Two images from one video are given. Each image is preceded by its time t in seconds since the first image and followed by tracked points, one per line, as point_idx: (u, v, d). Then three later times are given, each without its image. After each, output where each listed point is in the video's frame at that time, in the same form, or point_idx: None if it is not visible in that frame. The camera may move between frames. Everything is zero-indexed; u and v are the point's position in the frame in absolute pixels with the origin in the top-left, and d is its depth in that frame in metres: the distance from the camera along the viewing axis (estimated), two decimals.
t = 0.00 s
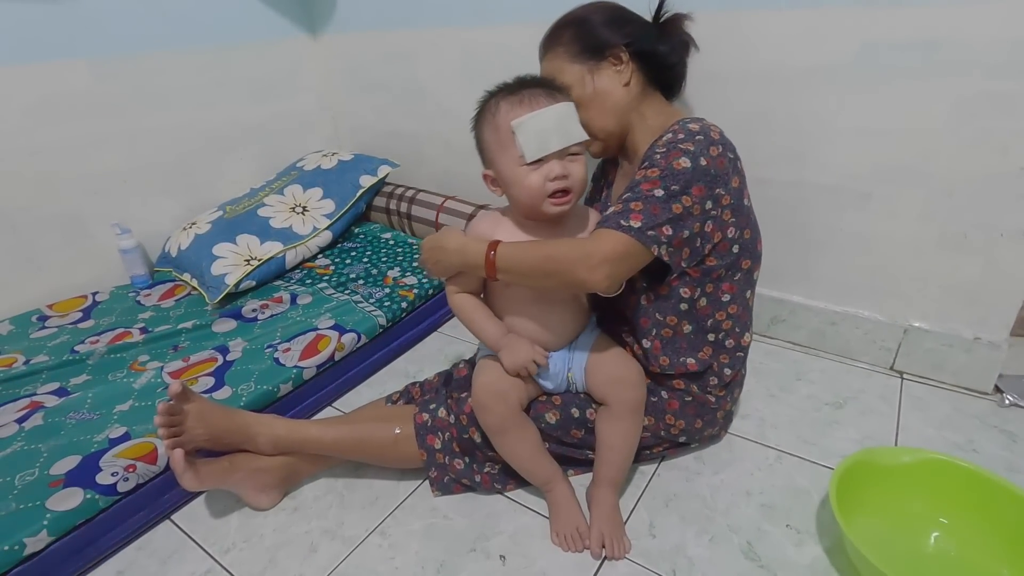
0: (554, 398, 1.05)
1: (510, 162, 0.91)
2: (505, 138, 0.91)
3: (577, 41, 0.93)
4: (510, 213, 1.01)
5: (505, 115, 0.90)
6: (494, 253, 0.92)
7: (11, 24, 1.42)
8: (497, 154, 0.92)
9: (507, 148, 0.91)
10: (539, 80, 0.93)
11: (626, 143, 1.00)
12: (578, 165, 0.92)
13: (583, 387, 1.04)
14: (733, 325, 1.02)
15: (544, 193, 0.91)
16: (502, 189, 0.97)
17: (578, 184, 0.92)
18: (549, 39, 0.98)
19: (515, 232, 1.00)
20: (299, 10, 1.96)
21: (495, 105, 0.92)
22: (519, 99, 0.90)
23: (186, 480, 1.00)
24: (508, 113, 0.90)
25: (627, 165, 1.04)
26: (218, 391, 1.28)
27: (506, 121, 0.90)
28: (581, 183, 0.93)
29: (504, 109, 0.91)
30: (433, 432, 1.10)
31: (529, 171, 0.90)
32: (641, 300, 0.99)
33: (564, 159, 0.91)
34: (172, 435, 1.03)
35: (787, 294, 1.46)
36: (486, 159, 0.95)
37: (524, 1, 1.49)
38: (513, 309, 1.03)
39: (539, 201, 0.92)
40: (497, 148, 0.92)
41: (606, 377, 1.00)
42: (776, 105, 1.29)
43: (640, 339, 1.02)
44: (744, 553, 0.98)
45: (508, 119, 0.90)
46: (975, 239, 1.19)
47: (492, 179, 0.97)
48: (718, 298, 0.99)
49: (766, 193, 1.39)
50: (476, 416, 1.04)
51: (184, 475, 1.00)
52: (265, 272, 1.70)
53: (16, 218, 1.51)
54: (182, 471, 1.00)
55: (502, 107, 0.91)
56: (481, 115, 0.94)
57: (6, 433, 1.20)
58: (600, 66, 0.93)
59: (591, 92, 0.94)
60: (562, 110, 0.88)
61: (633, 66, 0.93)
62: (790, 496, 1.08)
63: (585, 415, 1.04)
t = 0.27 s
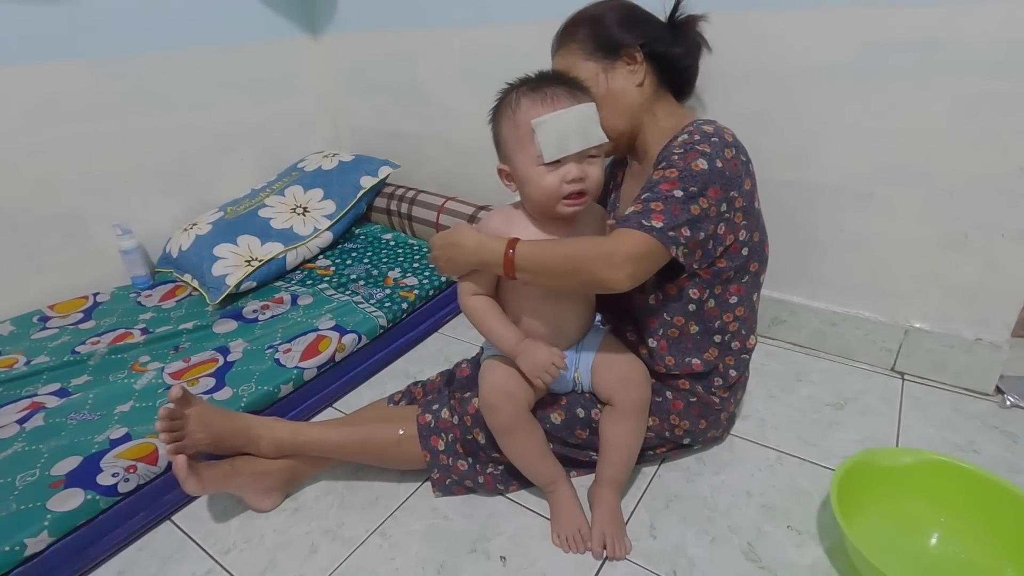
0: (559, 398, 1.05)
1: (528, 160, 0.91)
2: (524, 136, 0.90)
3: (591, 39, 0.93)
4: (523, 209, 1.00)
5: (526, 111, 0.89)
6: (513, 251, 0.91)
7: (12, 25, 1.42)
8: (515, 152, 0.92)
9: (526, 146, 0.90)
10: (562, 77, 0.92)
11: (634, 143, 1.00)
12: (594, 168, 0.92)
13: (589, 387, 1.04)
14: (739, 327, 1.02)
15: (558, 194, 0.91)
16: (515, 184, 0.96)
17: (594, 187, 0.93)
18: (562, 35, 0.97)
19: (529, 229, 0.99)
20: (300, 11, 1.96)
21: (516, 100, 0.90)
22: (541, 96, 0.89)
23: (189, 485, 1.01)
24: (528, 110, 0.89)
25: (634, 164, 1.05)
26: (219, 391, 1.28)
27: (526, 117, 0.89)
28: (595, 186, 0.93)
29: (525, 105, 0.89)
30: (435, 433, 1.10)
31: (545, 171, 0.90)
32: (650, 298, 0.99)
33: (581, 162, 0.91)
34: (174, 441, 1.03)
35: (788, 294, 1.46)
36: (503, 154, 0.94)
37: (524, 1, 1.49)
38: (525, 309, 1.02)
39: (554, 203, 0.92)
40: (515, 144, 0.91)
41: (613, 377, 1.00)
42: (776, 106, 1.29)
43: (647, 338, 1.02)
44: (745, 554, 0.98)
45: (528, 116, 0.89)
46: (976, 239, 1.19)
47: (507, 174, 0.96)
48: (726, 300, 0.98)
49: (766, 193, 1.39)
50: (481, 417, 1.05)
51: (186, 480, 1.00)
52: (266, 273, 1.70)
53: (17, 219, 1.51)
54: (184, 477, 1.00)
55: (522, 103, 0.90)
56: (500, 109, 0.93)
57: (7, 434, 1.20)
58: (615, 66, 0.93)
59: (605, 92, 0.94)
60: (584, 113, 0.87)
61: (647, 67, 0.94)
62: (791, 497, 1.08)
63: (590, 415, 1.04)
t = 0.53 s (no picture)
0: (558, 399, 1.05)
1: (545, 172, 0.89)
2: (545, 147, 0.88)
3: (588, 38, 0.93)
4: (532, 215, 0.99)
5: (551, 120, 0.87)
6: (515, 259, 0.90)
7: (14, 28, 1.42)
8: (533, 160, 0.90)
9: (546, 158, 0.89)
10: (591, 87, 0.89)
11: (627, 143, 1.00)
12: (611, 188, 0.91)
13: (587, 389, 1.03)
14: (738, 326, 1.02)
15: (571, 211, 0.91)
16: (526, 190, 0.95)
17: (607, 205, 0.93)
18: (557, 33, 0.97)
19: (534, 234, 0.99)
20: (301, 13, 1.96)
21: (541, 107, 0.88)
22: (569, 108, 0.87)
23: (189, 485, 1.01)
24: (554, 119, 0.87)
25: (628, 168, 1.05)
26: (219, 393, 1.28)
27: (551, 128, 0.87)
28: (608, 206, 0.93)
29: (551, 114, 0.87)
30: (435, 434, 1.10)
31: (563, 187, 0.89)
32: (649, 301, 0.99)
33: (600, 181, 0.90)
34: (175, 441, 1.03)
35: (788, 295, 1.46)
36: (519, 158, 0.92)
37: (525, 3, 1.50)
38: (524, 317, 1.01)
39: (566, 217, 0.92)
40: (534, 152, 0.89)
41: (611, 378, 1.00)
42: (776, 107, 1.29)
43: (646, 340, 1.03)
44: (746, 556, 0.98)
45: (553, 126, 0.87)
46: (977, 240, 1.19)
47: (518, 178, 0.95)
48: (725, 299, 0.98)
49: (767, 194, 1.39)
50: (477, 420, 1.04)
51: (186, 480, 1.00)
52: (266, 275, 1.70)
53: (18, 221, 1.51)
54: (184, 476, 1.00)
55: (548, 113, 0.87)
56: (521, 108, 0.90)
57: (8, 436, 1.20)
58: (611, 66, 0.93)
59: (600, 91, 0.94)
60: (610, 132, 0.87)
61: (642, 68, 0.94)
62: (792, 498, 1.08)
63: (589, 416, 1.04)
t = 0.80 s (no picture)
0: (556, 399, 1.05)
1: (544, 177, 0.89)
2: (549, 151, 0.88)
3: (599, 23, 0.91)
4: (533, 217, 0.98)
5: (558, 126, 0.86)
6: (518, 252, 0.88)
7: (13, 30, 1.42)
8: (536, 162, 0.89)
9: (548, 162, 0.88)
10: (610, 97, 0.87)
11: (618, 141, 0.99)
12: (608, 207, 0.90)
13: (585, 389, 1.03)
14: (739, 327, 1.02)
15: (563, 221, 0.91)
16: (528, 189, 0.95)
17: (600, 224, 0.92)
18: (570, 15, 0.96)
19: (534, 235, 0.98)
20: (300, 14, 1.96)
21: (553, 109, 0.87)
22: (581, 118, 0.86)
23: (185, 487, 1.01)
24: (562, 126, 0.86)
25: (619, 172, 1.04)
26: (218, 394, 1.28)
27: (557, 134, 0.86)
28: (603, 224, 0.92)
29: (560, 120, 0.86)
30: (435, 434, 1.10)
31: (558, 197, 0.89)
32: (650, 307, 0.99)
33: (597, 198, 0.89)
34: (176, 440, 1.03)
35: (788, 294, 1.46)
36: (525, 156, 0.92)
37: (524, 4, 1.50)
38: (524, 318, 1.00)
39: (558, 225, 0.92)
40: (539, 154, 0.89)
41: (609, 378, 1.00)
42: (776, 106, 1.29)
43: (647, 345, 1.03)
44: (747, 555, 0.98)
45: (559, 132, 0.86)
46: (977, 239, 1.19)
47: (524, 173, 0.95)
48: (726, 301, 0.98)
49: (766, 193, 1.38)
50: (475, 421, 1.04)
51: (183, 482, 1.01)
52: (266, 276, 1.70)
53: (17, 223, 1.51)
54: (181, 478, 1.00)
55: (557, 117, 0.86)
56: (537, 106, 0.89)
57: (8, 438, 1.20)
58: (617, 57, 0.92)
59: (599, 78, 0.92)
60: (614, 153, 0.85)
61: (648, 67, 0.93)
62: (792, 497, 1.07)
63: (587, 415, 1.04)
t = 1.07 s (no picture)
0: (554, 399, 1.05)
1: (543, 172, 0.89)
2: (551, 147, 0.88)
3: (643, 6, 0.85)
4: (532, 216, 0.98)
5: (567, 124, 0.86)
6: (529, 269, 0.86)
7: (14, 32, 1.43)
8: (539, 156, 0.90)
9: (550, 158, 0.88)
10: (626, 108, 0.86)
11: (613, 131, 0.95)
12: (601, 212, 0.90)
13: (583, 388, 1.03)
14: (738, 330, 1.02)
15: (555, 218, 0.90)
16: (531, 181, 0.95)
17: (590, 230, 0.91)
18: None
19: (533, 235, 0.98)
20: (300, 15, 1.97)
21: (565, 107, 0.87)
22: (590, 120, 0.85)
23: (187, 481, 1.01)
24: (569, 124, 0.86)
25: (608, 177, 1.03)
26: (219, 395, 1.28)
27: (564, 131, 0.86)
28: (594, 228, 0.91)
29: (568, 119, 0.86)
30: (435, 433, 1.10)
31: (553, 192, 0.88)
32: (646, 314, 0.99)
33: (591, 201, 0.88)
34: (178, 438, 1.03)
35: (788, 295, 1.46)
36: (532, 147, 0.91)
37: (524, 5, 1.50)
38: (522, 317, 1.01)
39: (548, 222, 0.91)
40: (544, 148, 0.88)
41: (606, 380, 1.00)
42: (775, 107, 1.29)
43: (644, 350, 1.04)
44: (747, 556, 0.98)
45: (565, 129, 0.86)
46: (977, 239, 1.19)
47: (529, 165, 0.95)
48: (723, 305, 0.98)
49: (766, 194, 1.39)
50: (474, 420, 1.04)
51: (184, 476, 1.01)
52: (266, 276, 1.70)
53: (19, 224, 1.51)
54: (182, 472, 1.01)
55: (568, 116, 0.86)
56: (553, 102, 0.89)
57: (9, 439, 1.20)
58: (648, 52, 0.86)
59: (622, 62, 0.86)
60: (613, 160, 0.84)
61: (670, 74, 0.90)
62: (792, 498, 1.07)
63: (585, 415, 1.04)
